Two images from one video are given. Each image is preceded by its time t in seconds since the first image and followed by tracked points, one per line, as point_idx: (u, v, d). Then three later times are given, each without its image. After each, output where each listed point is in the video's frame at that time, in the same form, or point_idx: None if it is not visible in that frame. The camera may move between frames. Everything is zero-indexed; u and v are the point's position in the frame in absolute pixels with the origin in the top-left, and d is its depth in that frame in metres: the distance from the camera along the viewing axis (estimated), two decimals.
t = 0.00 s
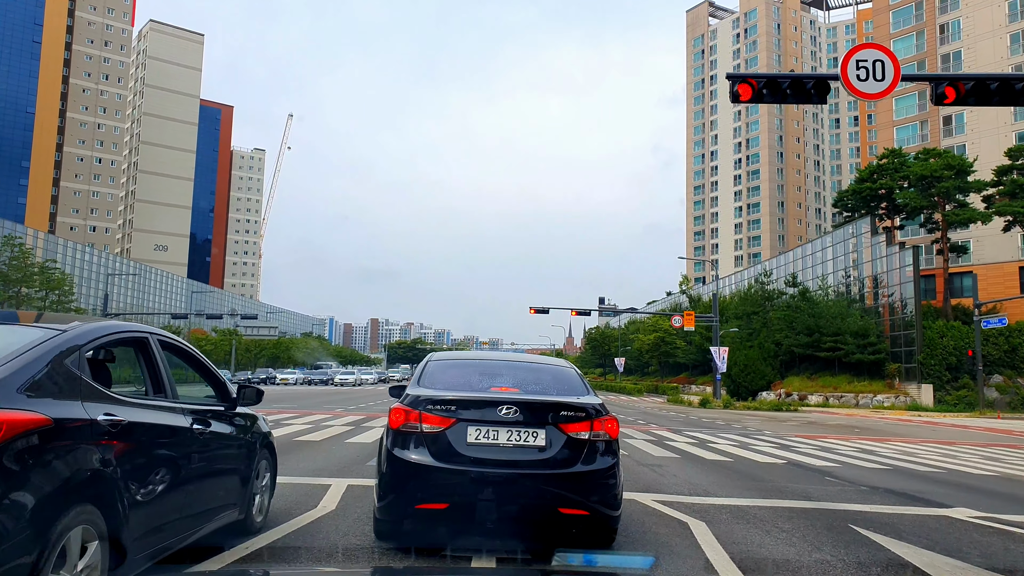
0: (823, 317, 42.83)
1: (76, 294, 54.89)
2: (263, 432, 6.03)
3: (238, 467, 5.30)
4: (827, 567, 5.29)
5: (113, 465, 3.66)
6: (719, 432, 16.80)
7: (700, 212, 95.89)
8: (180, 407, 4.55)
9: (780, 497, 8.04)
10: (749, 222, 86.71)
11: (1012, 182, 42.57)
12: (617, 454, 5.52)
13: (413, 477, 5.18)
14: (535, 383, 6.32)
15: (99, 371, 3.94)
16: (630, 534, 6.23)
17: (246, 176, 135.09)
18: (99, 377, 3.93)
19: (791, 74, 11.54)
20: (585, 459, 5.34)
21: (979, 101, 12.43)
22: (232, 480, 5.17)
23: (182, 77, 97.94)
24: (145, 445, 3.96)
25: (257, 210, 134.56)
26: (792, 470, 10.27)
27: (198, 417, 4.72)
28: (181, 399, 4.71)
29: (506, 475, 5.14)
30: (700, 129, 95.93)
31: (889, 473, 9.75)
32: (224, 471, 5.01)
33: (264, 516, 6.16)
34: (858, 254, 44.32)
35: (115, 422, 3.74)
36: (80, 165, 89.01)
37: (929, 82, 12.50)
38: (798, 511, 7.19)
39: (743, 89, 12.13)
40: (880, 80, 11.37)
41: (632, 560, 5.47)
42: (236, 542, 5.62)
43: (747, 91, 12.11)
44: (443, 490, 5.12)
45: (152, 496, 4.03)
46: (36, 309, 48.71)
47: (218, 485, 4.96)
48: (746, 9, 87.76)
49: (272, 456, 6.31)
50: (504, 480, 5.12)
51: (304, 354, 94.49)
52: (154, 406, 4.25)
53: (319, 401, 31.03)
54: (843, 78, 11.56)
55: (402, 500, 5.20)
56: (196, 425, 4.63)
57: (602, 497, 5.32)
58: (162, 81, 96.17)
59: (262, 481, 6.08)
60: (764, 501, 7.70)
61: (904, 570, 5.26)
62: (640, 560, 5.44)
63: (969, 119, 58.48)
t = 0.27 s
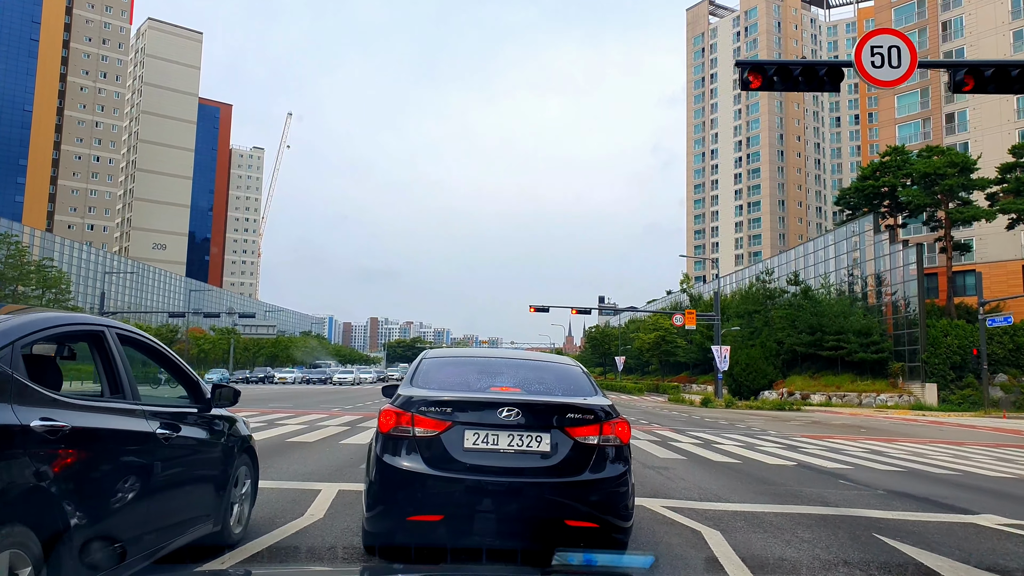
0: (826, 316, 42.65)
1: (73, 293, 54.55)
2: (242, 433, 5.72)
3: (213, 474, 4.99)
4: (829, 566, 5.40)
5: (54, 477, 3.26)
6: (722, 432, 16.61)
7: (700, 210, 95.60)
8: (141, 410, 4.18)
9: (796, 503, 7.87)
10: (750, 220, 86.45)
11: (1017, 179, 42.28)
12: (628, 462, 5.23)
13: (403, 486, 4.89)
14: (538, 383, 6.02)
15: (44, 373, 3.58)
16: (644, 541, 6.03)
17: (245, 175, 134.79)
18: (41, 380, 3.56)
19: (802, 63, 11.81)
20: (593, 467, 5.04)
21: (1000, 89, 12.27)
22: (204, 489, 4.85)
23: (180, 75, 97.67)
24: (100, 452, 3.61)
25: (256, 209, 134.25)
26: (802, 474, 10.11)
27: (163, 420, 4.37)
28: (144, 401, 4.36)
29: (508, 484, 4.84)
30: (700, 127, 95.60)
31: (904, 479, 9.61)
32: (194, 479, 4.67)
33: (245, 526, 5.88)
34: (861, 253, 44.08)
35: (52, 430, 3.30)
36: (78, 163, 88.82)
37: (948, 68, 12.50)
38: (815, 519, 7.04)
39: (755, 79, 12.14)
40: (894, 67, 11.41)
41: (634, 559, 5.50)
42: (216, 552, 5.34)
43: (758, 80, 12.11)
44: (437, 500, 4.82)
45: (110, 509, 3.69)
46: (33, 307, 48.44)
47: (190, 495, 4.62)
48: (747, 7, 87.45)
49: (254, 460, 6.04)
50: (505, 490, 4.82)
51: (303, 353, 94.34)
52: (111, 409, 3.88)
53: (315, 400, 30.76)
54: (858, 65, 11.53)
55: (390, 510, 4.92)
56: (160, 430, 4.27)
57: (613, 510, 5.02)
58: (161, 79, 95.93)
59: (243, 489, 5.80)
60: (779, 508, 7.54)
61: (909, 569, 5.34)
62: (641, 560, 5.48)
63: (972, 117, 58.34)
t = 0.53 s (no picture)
0: (827, 316, 42.47)
1: (70, 293, 54.28)
2: (222, 436, 5.48)
3: (189, 481, 4.74)
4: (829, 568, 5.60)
5: (8, 485, 3.02)
6: (723, 434, 16.47)
7: (700, 210, 95.35)
8: (106, 413, 3.90)
9: (806, 509, 7.77)
10: (750, 220, 86.26)
11: (1020, 178, 42.09)
12: (637, 469, 5.02)
13: (396, 495, 4.67)
14: (540, 383, 5.81)
15: None
16: (653, 550, 5.91)
17: (244, 174, 134.56)
18: None
19: (810, 53, 11.75)
20: (598, 474, 4.84)
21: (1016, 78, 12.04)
22: (180, 499, 4.60)
23: (179, 75, 97.50)
24: (61, 460, 3.36)
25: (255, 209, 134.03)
26: (809, 478, 9.99)
27: (133, 424, 4.11)
28: (109, 402, 4.10)
29: (510, 492, 4.63)
30: (700, 127, 95.36)
31: (915, 485, 9.53)
32: (167, 488, 4.42)
33: (228, 535, 5.66)
34: (863, 252, 43.93)
35: None
36: (76, 162, 88.67)
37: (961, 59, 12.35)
38: (828, 526, 6.94)
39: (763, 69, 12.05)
40: (906, 56, 11.31)
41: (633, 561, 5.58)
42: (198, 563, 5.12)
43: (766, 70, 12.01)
44: (431, 510, 4.61)
45: (71, 524, 3.43)
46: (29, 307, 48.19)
47: (166, 504, 4.40)
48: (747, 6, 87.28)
49: (237, 466, 5.80)
50: (506, 500, 4.61)
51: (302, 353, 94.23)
52: (72, 412, 3.60)
53: (311, 400, 30.56)
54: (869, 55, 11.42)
55: (382, 520, 4.69)
56: (130, 435, 4.00)
57: (621, 520, 4.82)
58: (160, 78, 95.73)
59: (224, 496, 5.57)
60: (790, 514, 7.44)
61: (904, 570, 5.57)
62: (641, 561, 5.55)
63: (973, 115, 58.22)
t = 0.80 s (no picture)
0: (828, 315, 42.31)
1: (69, 292, 54.11)
2: (208, 437, 5.33)
3: (173, 486, 4.60)
4: (833, 567, 5.62)
5: None
6: (725, 434, 16.32)
7: (700, 210, 95.23)
8: (78, 415, 3.71)
9: (814, 512, 7.65)
10: (750, 220, 86.11)
11: (1022, 178, 41.91)
12: (644, 473, 4.88)
13: (391, 500, 4.53)
14: (541, 383, 5.66)
15: None
16: (663, 555, 5.80)
17: (244, 174, 134.40)
18: None
19: (817, 47, 11.63)
20: (603, 481, 4.69)
21: None
22: (164, 505, 4.47)
23: (178, 74, 97.37)
24: (33, 467, 3.20)
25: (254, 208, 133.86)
26: (815, 479, 9.87)
27: (110, 428, 3.94)
28: (84, 403, 3.94)
29: (511, 497, 4.49)
30: (699, 126, 95.25)
31: (922, 488, 9.45)
32: (149, 494, 4.27)
33: (215, 541, 5.52)
34: (863, 251, 43.87)
35: None
36: (75, 161, 88.61)
37: (971, 52, 12.20)
38: (840, 530, 6.82)
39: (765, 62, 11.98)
40: (916, 51, 11.20)
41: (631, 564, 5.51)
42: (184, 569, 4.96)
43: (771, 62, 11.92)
44: (424, 515, 4.48)
45: (48, 531, 3.29)
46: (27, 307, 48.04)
47: (149, 510, 4.27)
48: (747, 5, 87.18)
49: (224, 470, 5.66)
50: (508, 506, 4.46)
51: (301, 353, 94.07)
52: (41, 412, 3.44)
53: (309, 400, 30.40)
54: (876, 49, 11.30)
55: (375, 526, 4.54)
56: (105, 439, 3.82)
57: (628, 526, 4.68)
58: (159, 78, 95.60)
59: (211, 501, 5.43)
60: (799, 518, 7.32)
61: (905, 569, 5.65)
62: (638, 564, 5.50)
63: (975, 115, 58.10)
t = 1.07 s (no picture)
0: (828, 315, 42.26)
1: (68, 293, 54.03)
2: (200, 440, 5.26)
3: (163, 489, 4.52)
4: (837, 570, 5.60)
5: None
6: (727, 434, 16.23)
7: (700, 210, 95.21)
8: (62, 418, 3.63)
9: (819, 515, 7.58)
10: (750, 220, 86.08)
11: (1022, 178, 41.80)
12: (648, 477, 4.80)
13: (386, 505, 4.46)
14: (542, 384, 5.59)
15: None
16: (666, 558, 5.75)
17: (243, 174, 134.32)
18: None
19: (820, 43, 11.58)
20: (606, 484, 4.62)
21: None
22: (155, 509, 4.41)
23: (178, 74, 97.28)
24: (19, 473, 3.14)
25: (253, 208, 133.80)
26: (819, 481, 9.77)
27: (96, 430, 3.86)
28: (67, 405, 3.85)
29: (513, 501, 4.41)
30: (699, 127, 95.22)
31: (924, 489, 9.43)
32: (138, 499, 4.18)
33: (208, 545, 5.45)
34: (863, 251, 43.83)
35: None
36: (74, 162, 88.54)
37: (977, 48, 12.12)
38: (846, 533, 6.75)
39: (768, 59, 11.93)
40: (922, 47, 11.13)
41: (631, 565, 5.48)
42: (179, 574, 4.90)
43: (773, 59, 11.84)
44: (423, 518, 4.40)
45: (33, 538, 3.22)
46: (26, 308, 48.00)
47: (140, 514, 4.21)
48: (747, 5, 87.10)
49: (217, 472, 5.59)
50: (509, 510, 4.39)
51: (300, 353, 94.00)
52: (25, 417, 3.35)
53: (309, 400, 30.34)
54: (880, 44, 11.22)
55: (371, 532, 4.45)
56: (90, 442, 3.73)
57: (632, 531, 4.60)
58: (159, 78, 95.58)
59: (203, 505, 5.35)
60: (802, 520, 7.27)
61: (908, 571, 5.64)
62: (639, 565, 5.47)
63: (975, 115, 58.05)
